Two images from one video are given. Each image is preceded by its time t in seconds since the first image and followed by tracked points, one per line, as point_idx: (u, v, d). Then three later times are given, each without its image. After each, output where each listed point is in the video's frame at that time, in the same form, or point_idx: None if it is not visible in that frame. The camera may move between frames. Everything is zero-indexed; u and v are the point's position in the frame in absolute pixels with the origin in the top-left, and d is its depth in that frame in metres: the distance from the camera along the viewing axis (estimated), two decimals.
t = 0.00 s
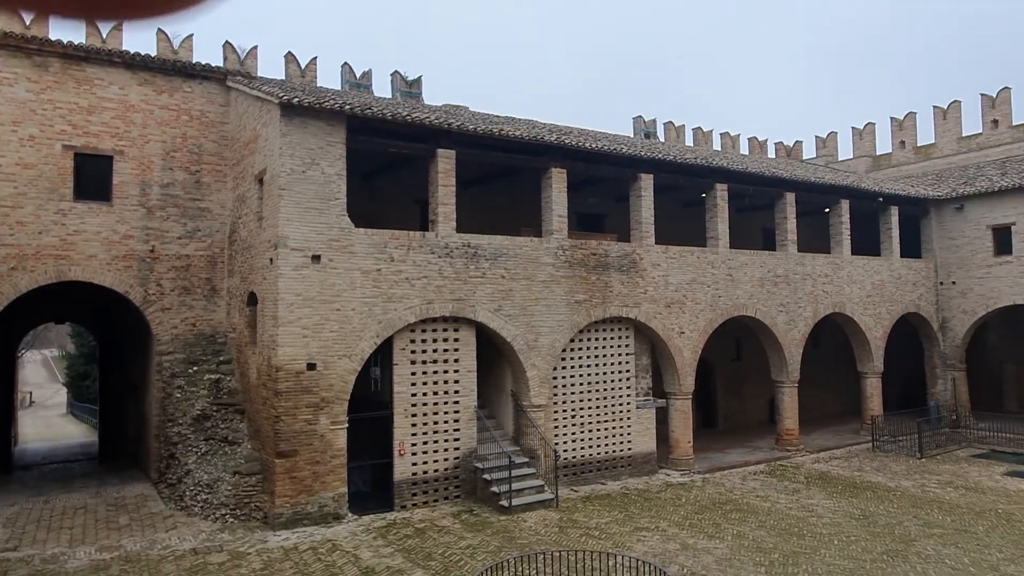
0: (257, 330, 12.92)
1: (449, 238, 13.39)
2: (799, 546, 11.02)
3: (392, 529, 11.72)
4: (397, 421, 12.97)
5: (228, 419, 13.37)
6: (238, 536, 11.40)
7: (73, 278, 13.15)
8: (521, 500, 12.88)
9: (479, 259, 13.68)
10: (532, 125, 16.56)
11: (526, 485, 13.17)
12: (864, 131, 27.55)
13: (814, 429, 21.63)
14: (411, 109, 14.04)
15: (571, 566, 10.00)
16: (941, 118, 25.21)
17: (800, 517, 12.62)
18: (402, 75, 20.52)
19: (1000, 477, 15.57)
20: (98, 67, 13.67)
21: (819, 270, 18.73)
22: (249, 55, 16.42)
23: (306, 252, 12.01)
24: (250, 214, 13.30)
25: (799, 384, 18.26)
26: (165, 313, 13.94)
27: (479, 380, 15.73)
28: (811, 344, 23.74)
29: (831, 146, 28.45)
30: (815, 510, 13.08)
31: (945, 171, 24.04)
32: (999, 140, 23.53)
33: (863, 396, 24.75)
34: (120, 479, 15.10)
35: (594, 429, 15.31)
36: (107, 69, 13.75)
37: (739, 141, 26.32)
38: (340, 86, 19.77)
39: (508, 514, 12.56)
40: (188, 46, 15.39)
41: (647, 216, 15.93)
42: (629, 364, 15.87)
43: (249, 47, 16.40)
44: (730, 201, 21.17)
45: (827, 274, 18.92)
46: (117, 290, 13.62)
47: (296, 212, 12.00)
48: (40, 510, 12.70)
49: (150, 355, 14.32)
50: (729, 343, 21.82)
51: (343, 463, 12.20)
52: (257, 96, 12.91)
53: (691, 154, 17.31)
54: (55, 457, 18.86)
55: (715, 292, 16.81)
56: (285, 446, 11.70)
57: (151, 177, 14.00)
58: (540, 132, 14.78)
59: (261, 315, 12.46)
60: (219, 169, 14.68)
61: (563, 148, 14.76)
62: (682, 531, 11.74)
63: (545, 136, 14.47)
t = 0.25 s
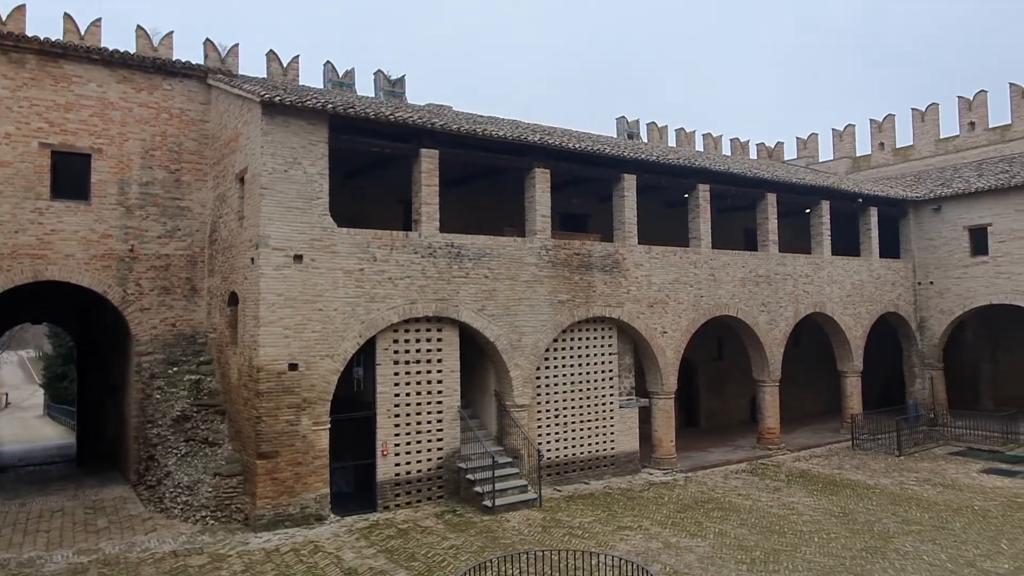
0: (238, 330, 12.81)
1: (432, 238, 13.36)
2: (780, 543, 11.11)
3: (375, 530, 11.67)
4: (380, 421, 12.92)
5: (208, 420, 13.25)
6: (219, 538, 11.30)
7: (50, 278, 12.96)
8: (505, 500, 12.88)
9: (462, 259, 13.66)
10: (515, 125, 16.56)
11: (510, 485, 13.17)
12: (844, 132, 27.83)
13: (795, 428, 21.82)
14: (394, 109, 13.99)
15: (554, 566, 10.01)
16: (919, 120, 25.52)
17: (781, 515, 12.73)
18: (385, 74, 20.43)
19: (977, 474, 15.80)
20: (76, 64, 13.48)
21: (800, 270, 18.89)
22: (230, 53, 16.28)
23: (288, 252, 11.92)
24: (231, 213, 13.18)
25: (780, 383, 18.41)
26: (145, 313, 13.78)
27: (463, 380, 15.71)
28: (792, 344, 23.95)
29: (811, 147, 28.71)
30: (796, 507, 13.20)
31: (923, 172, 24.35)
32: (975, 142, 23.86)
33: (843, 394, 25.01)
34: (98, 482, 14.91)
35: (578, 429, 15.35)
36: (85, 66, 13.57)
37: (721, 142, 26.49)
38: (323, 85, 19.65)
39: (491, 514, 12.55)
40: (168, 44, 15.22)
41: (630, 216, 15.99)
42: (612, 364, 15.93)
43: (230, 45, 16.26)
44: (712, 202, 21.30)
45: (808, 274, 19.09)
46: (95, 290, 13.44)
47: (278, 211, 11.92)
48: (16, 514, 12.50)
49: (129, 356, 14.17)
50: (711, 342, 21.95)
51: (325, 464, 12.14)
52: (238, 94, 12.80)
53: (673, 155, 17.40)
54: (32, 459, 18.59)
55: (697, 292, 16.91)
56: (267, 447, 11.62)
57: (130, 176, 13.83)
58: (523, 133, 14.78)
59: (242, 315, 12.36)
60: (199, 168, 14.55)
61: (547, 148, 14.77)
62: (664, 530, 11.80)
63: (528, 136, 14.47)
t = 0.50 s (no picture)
0: (217, 330, 12.69)
1: (414, 237, 13.31)
2: (760, 541, 11.21)
3: (356, 530, 11.61)
4: (361, 421, 12.86)
5: (187, 421, 13.11)
6: (198, 540, 11.19)
7: (25, 277, 12.75)
8: (487, 499, 12.87)
9: (444, 259, 13.62)
10: (498, 124, 16.56)
11: (492, 485, 13.16)
12: (823, 134, 28.12)
13: (775, 426, 22.01)
14: (376, 107, 13.93)
15: (536, 565, 10.02)
16: (897, 122, 25.83)
17: (761, 512, 12.83)
18: (367, 72, 20.33)
19: (952, 471, 16.03)
20: (51, 60, 13.28)
21: (779, 270, 19.06)
22: (210, 50, 16.12)
23: (268, 251, 11.83)
24: (210, 211, 13.06)
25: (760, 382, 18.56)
26: (122, 313, 13.61)
27: (445, 380, 15.68)
28: (772, 343, 24.15)
29: (791, 148, 28.98)
30: (775, 505, 13.32)
31: (900, 173, 24.67)
32: (951, 144, 24.19)
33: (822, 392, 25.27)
34: (74, 483, 14.70)
35: (560, 428, 15.38)
36: (60, 62, 13.37)
37: (702, 142, 26.66)
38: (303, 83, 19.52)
39: (473, 514, 12.54)
40: (146, 40, 15.03)
41: (612, 216, 16.04)
42: (594, 363, 15.97)
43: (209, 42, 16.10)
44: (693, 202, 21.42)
45: (787, 273, 19.27)
46: (71, 290, 13.25)
47: (258, 210, 11.82)
48: None
49: (106, 356, 13.99)
50: (692, 341, 22.09)
51: (306, 464, 12.06)
52: (217, 91, 12.68)
53: (655, 155, 17.48)
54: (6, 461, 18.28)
55: (678, 291, 17.00)
56: (246, 448, 11.53)
57: (107, 174, 13.65)
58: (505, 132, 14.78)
59: (221, 315, 12.25)
60: (177, 166, 14.39)
61: (529, 147, 14.78)
62: (645, 528, 11.86)
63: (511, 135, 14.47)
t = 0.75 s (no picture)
0: (194, 330, 12.55)
1: (395, 236, 13.25)
2: (738, 539, 11.29)
3: (336, 532, 11.54)
4: (341, 422, 12.78)
5: (163, 422, 12.95)
6: (174, 542, 11.06)
7: None
8: (467, 499, 12.85)
9: (425, 258, 13.57)
10: (479, 124, 16.53)
11: (472, 485, 13.14)
12: (801, 136, 28.40)
13: (754, 425, 22.19)
14: (356, 106, 13.84)
15: (516, 565, 10.02)
16: (874, 125, 26.15)
17: (740, 511, 12.93)
18: (348, 71, 20.21)
19: (927, 468, 16.26)
20: (25, 55, 13.05)
21: (758, 271, 19.22)
22: (187, 47, 15.94)
23: (247, 250, 11.72)
24: (188, 210, 12.91)
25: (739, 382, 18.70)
26: (97, 313, 13.42)
27: (426, 380, 15.63)
28: (751, 343, 24.35)
29: (770, 150, 29.23)
30: (754, 503, 13.43)
31: (877, 175, 24.98)
32: (926, 146, 24.53)
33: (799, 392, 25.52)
34: (48, 486, 14.46)
35: (541, 428, 15.40)
36: (34, 57, 13.15)
37: (683, 143, 26.82)
38: (283, 81, 19.36)
39: (454, 514, 12.51)
40: (122, 36, 14.83)
41: (593, 216, 16.08)
42: (575, 363, 16.01)
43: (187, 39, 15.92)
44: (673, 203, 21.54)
45: (766, 274, 19.43)
46: (44, 289, 13.03)
47: (237, 209, 11.71)
48: None
49: (81, 356, 13.78)
50: (672, 341, 22.22)
51: (285, 465, 11.96)
52: (195, 88, 12.53)
53: (636, 156, 17.55)
54: None
55: (659, 291, 17.08)
56: (224, 449, 11.41)
57: (82, 171, 13.45)
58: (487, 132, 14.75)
59: (199, 315, 12.11)
60: (154, 164, 14.22)
61: (510, 147, 14.77)
62: (625, 527, 11.90)
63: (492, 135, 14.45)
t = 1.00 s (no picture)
0: (167, 330, 12.38)
1: (372, 236, 13.18)
2: (714, 537, 11.38)
3: (311, 533, 11.46)
4: (317, 423, 12.69)
5: (135, 423, 12.75)
6: (146, 546, 10.90)
7: None
8: (445, 500, 12.82)
9: (403, 258, 13.51)
10: (457, 123, 16.50)
11: (450, 485, 13.11)
12: (777, 137, 28.72)
13: (729, 424, 22.39)
14: (333, 104, 13.74)
15: (493, 565, 10.01)
16: (847, 127, 26.49)
17: (715, 509, 13.03)
18: (325, 69, 20.06)
19: (898, 466, 16.51)
20: None
21: (734, 271, 19.39)
22: (161, 43, 15.73)
23: (221, 249, 11.59)
24: (161, 208, 12.74)
25: (715, 381, 18.85)
26: (67, 313, 13.19)
27: (404, 380, 15.57)
28: (727, 342, 24.57)
29: (746, 151, 29.51)
30: (729, 501, 13.55)
31: (851, 177, 25.33)
32: (898, 149, 24.90)
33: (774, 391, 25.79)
34: (15, 489, 14.18)
35: (518, 428, 15.40)
36: (2, 52, 12.88)
37: (660, 144, 26.99)
38: (259, 78, 19.17)
39: (431, 514, 12.47)
40: (94, 31, 14.58)
41: (570, 216, 16.11)
42: (553, 362, 16.04)
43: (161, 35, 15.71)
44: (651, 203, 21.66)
45: (742, 274, 19.61)
46: (12, 288, 12.77)
47: (211, 207, 11.57)
48: None
49: (50, 357, 13.54)
50: (649, 341, 22.34)
51: (260, 467, 11.84)
52: (168, 85, 12.36)
53: (613, 156, 17.61)
54: None
55: (636, 291, 17.17)
56: (198, 451, 11.27)
57: (52, 168, 13.20)
58: (465, 131, 14.72)
59: (172, 314, 11.95)
60: (126, 162, 14.00)
61: (488, 147, 14.75)
62: (602, 526, 11.94)
63: (470, 134, 14.42)
